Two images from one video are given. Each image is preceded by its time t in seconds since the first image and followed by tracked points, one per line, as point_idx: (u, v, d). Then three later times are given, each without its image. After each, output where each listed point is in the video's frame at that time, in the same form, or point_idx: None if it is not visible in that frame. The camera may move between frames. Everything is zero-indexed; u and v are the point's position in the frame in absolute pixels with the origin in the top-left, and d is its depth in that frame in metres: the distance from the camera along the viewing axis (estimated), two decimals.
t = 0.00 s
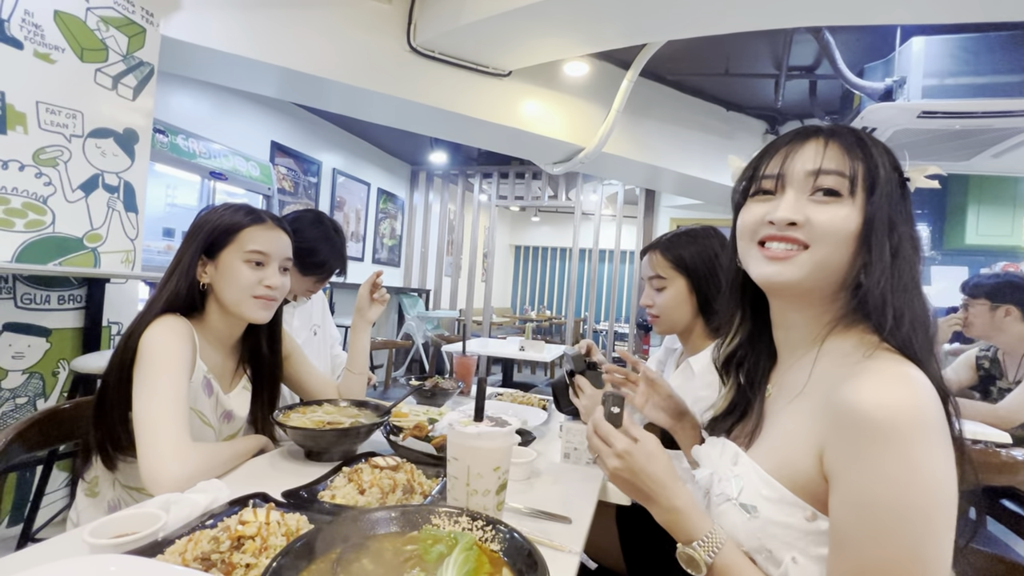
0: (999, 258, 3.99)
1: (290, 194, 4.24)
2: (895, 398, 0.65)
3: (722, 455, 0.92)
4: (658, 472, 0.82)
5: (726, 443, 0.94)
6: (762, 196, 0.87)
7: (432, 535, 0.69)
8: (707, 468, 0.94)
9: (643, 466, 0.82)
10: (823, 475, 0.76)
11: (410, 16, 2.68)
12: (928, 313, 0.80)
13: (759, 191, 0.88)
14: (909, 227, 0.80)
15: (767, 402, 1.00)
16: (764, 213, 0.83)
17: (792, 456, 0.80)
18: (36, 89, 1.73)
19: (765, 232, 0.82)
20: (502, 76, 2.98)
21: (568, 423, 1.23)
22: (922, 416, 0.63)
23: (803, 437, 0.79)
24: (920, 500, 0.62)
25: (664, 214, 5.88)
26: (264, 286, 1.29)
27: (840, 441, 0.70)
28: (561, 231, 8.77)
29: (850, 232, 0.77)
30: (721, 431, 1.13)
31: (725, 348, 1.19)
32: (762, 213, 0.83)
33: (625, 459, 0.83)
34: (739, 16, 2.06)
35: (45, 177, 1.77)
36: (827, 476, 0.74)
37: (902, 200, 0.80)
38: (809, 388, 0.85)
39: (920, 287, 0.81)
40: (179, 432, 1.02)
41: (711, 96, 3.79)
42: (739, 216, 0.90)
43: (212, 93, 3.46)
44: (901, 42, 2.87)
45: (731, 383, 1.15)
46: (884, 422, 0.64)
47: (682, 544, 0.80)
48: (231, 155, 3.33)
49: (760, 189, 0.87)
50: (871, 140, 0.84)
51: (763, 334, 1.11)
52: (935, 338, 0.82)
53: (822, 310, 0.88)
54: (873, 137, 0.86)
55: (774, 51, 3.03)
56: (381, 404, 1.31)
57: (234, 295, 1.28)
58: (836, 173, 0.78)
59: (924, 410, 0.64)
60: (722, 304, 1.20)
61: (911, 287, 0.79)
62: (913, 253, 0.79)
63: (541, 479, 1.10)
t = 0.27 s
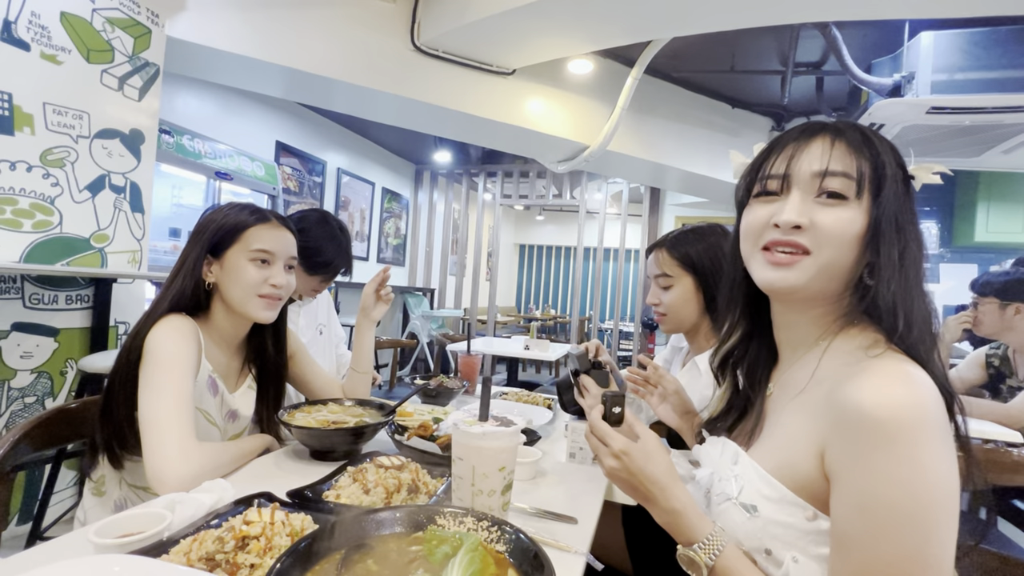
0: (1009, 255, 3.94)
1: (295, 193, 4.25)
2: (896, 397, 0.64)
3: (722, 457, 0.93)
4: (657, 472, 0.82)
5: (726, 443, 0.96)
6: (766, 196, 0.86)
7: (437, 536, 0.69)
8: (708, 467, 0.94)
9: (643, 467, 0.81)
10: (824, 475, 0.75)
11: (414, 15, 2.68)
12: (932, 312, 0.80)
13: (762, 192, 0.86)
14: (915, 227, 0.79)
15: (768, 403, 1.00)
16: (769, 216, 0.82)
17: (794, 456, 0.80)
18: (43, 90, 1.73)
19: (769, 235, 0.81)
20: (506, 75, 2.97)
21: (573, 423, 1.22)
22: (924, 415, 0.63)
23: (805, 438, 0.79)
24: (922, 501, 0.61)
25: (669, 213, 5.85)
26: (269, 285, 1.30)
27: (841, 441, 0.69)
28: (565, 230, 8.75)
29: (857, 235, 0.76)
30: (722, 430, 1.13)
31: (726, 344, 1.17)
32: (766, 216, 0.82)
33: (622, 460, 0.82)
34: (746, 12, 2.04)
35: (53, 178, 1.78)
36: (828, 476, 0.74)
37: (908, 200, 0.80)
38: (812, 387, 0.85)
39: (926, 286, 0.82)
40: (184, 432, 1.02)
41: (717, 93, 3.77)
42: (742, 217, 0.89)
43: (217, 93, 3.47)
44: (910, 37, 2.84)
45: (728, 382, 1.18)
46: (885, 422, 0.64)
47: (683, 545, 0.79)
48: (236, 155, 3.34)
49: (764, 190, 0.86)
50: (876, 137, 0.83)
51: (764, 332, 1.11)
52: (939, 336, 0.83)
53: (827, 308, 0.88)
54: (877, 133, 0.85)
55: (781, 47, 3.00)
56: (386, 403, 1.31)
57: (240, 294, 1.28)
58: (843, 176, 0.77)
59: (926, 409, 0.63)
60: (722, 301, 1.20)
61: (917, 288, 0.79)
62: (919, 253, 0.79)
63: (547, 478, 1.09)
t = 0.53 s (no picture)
0: (1016, 253, 3.95)
1: (298, 193, 4.26)
2: (883, 392, 0.65)
3: (719, 455, 0.92)
4: (648, 466, 0.87)
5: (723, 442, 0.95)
6: (763, 195, 0.87)
7: (440, 535, 0.68)
8: (704, 467, 0.93)
9: (635, 459, 0.87)
10: (816, 471, 0.76)
11: (416, 14, 2.67)
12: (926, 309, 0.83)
13: (759, 189, 0.87)
14: (910, 226, 0.81)
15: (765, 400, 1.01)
16: (766, 215, 0.83)
17: (786, 452, 0.80)
18: (47, 91, 1.74)
19: (766, 234, 0.83)
20: (508, 73, 2.97)
21: (577, 422, 1.22)
22: (912, 408, 0.64)
23: (797, 434, 0.80)
24: (908, 495, 0.62)
25: (672, 211, 5.83)
26: (273, 282, 1.30)
27: (831, 436, 0.70)
28: (568, 229, 8.73)
29: (853, 234, 0.77)
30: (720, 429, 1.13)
31: (725, 341, 1.18)
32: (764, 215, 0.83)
33: (618, 457, 0.89)
34: (750, 9, 2.02)
35: (57, 178, 1.78)
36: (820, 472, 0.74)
37: (903, 200, 0.81)
38: (807, 384, 0.85)
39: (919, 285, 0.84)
40: (188, 430, 1.02)
41: (720, 90, 3.75)
42: (739, 215, 0.91)
43: (220, 93, 3.48)
44: (915, 33, 2.81)
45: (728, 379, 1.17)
46: (874, 415, 0.65)
47: (675, 536, 0.82)
48: (239, 155, 3.34)
49: (761, 188, 0.87)
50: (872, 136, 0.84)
51: (759, 329, 1.12)
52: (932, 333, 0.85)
53: (823, 308, 0.89)
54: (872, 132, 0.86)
55: (785, 44, 2.98)
56: (389, 402, 1.31)
57: (244, 292, 1.28)
58: (841, 174, 0.78)
59: (914, 402, 0.64)
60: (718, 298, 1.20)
61: (913, 286, 0.81)
62: (913, 252, 0.81)
63: (550, 478, 1.09)
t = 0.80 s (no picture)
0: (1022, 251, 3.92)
1: (300, 193, 4.27)
2: (876, 386, 0.65)
3: (715, 457, 0.92)
4: (642, 472, 0.87)
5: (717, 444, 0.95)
6: (748, 196, 0.86)
7: (443, 535, 0.68)
8: (699, 470, 0.94)
9: (629, 466, 0.87)
10: (811, 467, 0.76)
11: (418, 13, 2.67)
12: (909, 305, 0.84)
13: (744, 190, 0.87)
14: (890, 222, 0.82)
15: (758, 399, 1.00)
16: (753, 216, 0.83)
17: (781, 451, 0.80)
18: (51, 92, 1.75)
19: (755, 235, 0.83)
20: (510, 72, 2.96)
21: (580, 421, 1.21)
22: (904, 401, 0.64)
23: (791, 432, 0.79)
24: (905, 487, 0.62)
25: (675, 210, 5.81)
26: (280, 280, 1.31)
27: (825, 432, 0.70)
28: (571, 228, 8.72)
29: (840, 233, 0.78)
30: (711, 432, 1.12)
31: (709, 343, 1.18)
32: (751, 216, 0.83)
33: (611, 464, 0.90)
34: (753, 7, 2.02)
35: (61, 179, 1.79)
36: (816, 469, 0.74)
37: (882, 197, 0.82)
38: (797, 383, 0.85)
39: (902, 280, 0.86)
40: (191, 429, 1.02)
41: (724, 89, 3.74)
42: (725, 216, 0.90)
43: (223, 93, 3.49)
44: (920, 31, 2.80)
45: (711, 380, 1.17)
46: (868, 410, 0.64)
47: (676, 544, 0.82)
48: (242, 156, 3.35)
49: (745, 189, 0.87)
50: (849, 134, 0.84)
51: (746, 328, 1.13)
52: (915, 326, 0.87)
53: (810, 306, 0.89)
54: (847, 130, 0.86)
55: (788, 42, 2.97)
56: (391, 402, 1.31)
57: (252, 290, 1.28)
58: (824, 173, 0.78)
59: (906, 395, 0.64)
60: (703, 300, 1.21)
61: (896, 283, 0.82)
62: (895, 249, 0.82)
63: (553, 477, 1.09)
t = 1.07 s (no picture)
0: None
1: (304, 192, 4.27)
2: (845, 372, 0.65)
3: (711, 464, 0.91)
4: (636, 467, 0.87)
5: (715, 450, 0.94)
6: (742, 189, 0.86)
7: (446, 535, 0.68)
8: (698, 477, 0.93)
9: (621, 459, 0.88)
10: (792, 459, 0.75)
11: (421, 11, 2.66)
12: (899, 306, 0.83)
13: (738, 185, 0.86)
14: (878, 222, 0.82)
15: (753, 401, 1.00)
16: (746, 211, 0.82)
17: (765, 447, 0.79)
18: (56, 92, 1.75)
19: (749, 230, 0.82)
20: (513, 70, 2.95)
21: (583, 420, 1.21)
22: (872, 387, 0.63)
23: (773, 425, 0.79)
24: (877, 473, 0.61)
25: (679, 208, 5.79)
26: (300, 276, 1.34)
27: (799, 422, 0.69)
28: (574, 227, 8.70)
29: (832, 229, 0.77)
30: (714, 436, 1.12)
31: (703, 344, 1.17)
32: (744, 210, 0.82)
33: (607, 458, 0.91)
34: (758, 4, 2.00)
35: (66, 178, 1.80)
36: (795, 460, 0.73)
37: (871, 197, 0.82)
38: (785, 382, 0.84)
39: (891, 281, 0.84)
40: (199, 427, 1.03)
41: (728, 86, 3.72)
42: (717, 211, 0.89)
43: (226, 93, 3.49)
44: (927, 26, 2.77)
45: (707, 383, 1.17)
46: (838, 398, 0.64)
47: (666, 536, 0.82)
48: (245, 155, 3.35)
49: (739, 184, 0.86)
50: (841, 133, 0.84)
51: (738, 329, 1.12)
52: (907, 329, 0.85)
53: (800, 305, 0.87)
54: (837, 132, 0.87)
55: (793, 39, 2.95)
56: (394, 401, 1.31)
57: (271, 288, 1.29)
58: (819, 169, 0.78)
59: (874, 380, 0.63)
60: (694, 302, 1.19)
61: (884, 283, 0.81)
62: (884, 249, 0.81)
63: (557, 477, 1.08)
